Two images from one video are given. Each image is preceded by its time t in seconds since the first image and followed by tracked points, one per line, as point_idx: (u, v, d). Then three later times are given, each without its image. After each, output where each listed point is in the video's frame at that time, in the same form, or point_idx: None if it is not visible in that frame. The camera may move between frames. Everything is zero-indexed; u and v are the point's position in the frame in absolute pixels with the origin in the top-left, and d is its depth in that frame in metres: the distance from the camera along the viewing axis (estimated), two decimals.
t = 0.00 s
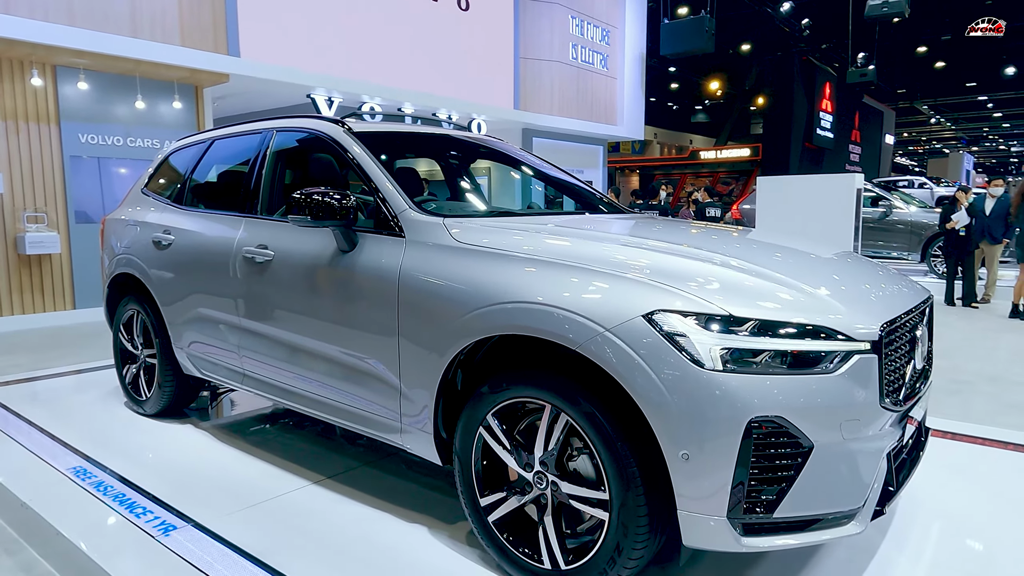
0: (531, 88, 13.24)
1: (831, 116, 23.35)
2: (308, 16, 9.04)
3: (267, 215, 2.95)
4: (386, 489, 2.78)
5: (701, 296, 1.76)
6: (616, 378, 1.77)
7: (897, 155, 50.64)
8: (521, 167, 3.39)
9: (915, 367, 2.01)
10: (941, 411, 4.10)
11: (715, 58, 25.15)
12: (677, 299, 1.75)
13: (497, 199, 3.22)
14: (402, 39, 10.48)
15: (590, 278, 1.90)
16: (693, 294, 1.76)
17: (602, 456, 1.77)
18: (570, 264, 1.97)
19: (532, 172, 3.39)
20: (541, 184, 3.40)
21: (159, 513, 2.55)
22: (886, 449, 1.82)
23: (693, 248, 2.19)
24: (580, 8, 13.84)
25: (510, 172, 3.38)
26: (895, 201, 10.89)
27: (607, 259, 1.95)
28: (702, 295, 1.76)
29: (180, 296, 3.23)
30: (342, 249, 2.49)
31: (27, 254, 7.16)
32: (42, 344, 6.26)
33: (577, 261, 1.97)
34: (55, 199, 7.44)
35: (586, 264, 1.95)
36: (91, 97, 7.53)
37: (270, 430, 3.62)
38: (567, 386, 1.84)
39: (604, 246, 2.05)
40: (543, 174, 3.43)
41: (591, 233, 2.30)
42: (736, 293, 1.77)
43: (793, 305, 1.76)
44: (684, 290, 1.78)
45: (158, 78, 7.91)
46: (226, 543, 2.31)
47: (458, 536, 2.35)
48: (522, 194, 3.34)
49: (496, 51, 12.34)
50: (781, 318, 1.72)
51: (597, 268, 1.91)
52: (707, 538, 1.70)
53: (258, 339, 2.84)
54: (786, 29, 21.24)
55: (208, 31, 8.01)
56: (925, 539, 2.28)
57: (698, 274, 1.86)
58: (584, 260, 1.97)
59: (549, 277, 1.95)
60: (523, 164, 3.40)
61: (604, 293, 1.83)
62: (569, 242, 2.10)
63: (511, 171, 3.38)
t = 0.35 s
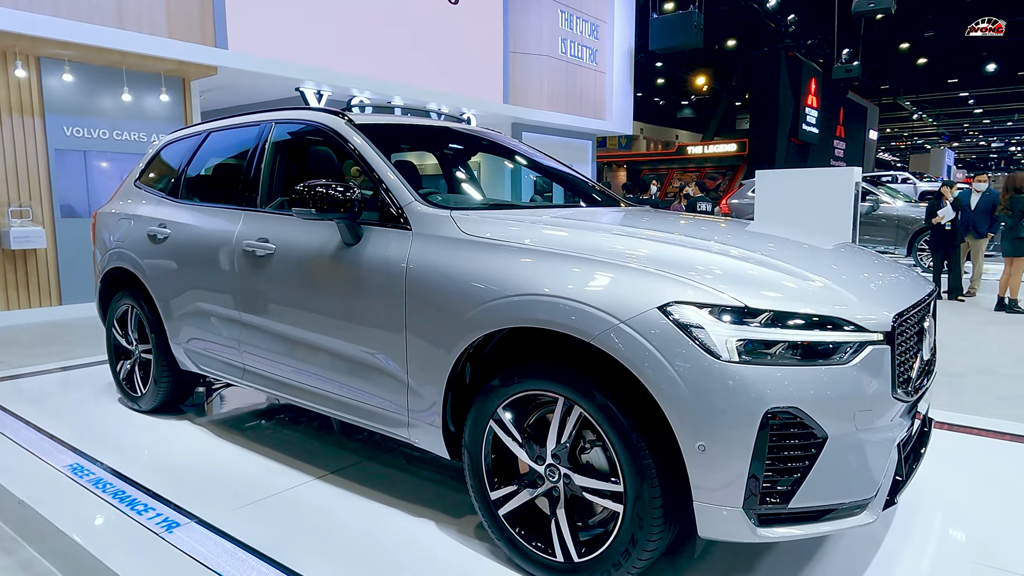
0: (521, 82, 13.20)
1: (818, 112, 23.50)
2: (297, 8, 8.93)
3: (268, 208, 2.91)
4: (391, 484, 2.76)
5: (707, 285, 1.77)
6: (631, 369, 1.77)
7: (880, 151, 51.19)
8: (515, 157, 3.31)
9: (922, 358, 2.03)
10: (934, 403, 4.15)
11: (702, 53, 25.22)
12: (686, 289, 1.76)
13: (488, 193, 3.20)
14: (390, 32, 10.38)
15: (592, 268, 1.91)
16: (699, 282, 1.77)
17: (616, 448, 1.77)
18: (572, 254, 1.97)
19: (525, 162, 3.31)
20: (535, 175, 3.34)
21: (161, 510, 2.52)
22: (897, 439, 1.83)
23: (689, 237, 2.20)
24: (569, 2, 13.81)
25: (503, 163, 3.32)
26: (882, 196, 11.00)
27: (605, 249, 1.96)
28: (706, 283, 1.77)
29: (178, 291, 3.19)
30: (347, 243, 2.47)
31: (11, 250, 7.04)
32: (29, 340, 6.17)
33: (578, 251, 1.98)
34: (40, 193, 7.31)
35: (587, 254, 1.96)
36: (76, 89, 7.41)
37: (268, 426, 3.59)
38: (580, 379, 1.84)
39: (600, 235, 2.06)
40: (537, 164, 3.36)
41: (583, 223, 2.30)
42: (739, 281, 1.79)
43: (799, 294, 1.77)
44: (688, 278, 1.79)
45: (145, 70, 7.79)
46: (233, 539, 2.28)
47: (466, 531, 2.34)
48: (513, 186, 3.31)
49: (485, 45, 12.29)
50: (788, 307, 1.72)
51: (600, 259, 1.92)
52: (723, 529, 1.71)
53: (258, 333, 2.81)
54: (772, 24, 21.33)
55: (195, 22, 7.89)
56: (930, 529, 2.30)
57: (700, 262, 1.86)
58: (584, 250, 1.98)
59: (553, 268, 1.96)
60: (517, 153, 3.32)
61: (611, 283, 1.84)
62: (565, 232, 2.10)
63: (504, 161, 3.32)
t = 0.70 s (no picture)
0: (511, 78, 13.18)
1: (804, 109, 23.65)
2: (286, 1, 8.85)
3: (269, 201, 2.89)
4: (393, 478, 2.76)
5: (709, 275, 1.79)
6: (640, 361, 1.78)
7: (864, 149, 51.65)
8: (508, 149, 3.27)
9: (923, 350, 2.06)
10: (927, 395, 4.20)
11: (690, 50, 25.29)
12: (690, 280, 1.78)
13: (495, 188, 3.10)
14: (380, 26, 10.33)
15: (592, 259, 1.93)
16: (701, 272, 1.80)
17: (625, 439, 1.79)
18: (571, 245, 2.00)
19: (519, 153, 3.27)
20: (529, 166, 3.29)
21: (162, 504, 2.50)
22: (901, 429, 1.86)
23: (686, 228, 2.22)
24: None
25: (497, 155, 3.27)
26: (870, 192, 11.10)
27: (604, 240, 1.99)
28: (707, 273, 1.79)
29: (175, 285, 3.17)
30: (350, 236, 2.46)
31: None
32: (17, 337, 6.08)
33: (578, 242, 2.01)
34: (26, 187, 7.20)
35: (590, 246, 1.97)
36: (63, 81, 7.32)
37: (266, 420, 3.57)
38: (590, 370, 1.85)
39: (598, 226, 2.08)
40: (530, 155, 3.33)
41: (579, 215, 2.32)
42: (738, 270, 1.81)
43: (799, 284, 1.80)
44: (690, 269, 1.81)
45: (133, 62, 7.70)
46: (237, 533, 2.28)
47: (471, 524, 2.34)
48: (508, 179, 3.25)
49: (476, 40, 12.25)
50: (790, 297, 1.75)
51: (600, 250, 1.94)
52: (731, 517, 1.74)
53: (259, 327, 2.79)
54: (759, 21, 21.43)
55: (184, 14, 7.78)
56: (929, 519, 2.34)
57: (699, 253, 1.89)
58: (585, 241, 2.00)
59: (554, 259, 1.98)
60: (511, 145, 3.29)
61: (613, 274, 1.86)
62: (561, 223, 2.12)
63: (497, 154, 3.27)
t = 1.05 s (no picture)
0: (502, 74, 13.16)
1: (793, 107, 23.75)
2: None
3: (269, 196, 2.88)
4: (392, 472, 2.76)
5: (707, 268, 1.82)
6: (644, 354, 1.80)
7: (851, 147, 52.08)
8: (501, 143, 3.24)
9: (920, 344, 2.09)
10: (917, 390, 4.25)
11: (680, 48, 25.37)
12: (693, 274, 1.80)
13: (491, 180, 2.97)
14: (371, 21, 10.28)
15: (589, 252, 1.95)
16: (699, 266, 1.82)
17: (629, 430, 1.80)
18: (568, 239, 2.02)
19: (512, 147, 3.26)
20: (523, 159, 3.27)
21: (160, 499, 2.49)
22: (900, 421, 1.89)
23: (681, 222, 2.25)
24: None
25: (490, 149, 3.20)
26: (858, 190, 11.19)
27: (607, 234, 2.00)
28: (706, 266, 1.82)
29: (172, 280, 3.15)
30: (351, 230, 2.46)
31: None
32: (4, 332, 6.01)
33: (581, 236, 2.02)
34: (13, 180, 7.12)
35: (593, 240, 1.99)
36: (51, 74, 7.23)
37: (262, 415, 3.56)
38: (594, 364, 1.86)
39: (593, 220, 2.11)
40: (523, 149, 3.31)
41: (580, 209, 2.33)
42: (733, 263, 1.84)
43: (801, 278, 1.82)
44: (689, 262, 1.84)
45: (122, 55, 7.63)
46: (240, 528, 2.27)
47: (473, 517, 2.35)
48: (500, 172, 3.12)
49: (467, 35, 12.21)
50: (788, 289, 1.77)
51: (603, 244, 1.96)
52: (734, 509, 1.76)
53: (258, 321, 2.79)
54: (748, 19, 21.52)
55: (174, 7, 7.71)
56: (924, 510, 2.38)
57: (695, 246, 1.92)
58: (582, 235, 2.02)
59: (552, 252, 2.00)
60: (504, 139, 3.26)
61: (611, 267, 1.88)
62: (556, 217, 2.15)
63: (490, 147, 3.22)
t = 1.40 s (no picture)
0: (490, 72, 13.14)
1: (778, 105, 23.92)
2: None
3: (263, 194, 2.85)
4: (386, 472, 2.76)
5: (701, 266, 1.83)
6: (643, 353, 1.81)
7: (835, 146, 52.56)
8: (491, 139, 3.18)
9: (911, 342, 2.12)
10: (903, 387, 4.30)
11: (667, 46, 25.46)
12: (691, 275, 1.81)
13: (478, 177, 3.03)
14: (360, 16, 10.21)
15: (582, 251, 1.97)
16: (693, 264, 1.84)
17: (627, 429, 1.82)
18: (561, 238, 2.03)
19: (503, 145, 3.20)
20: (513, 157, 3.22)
21: (152, 500, 2.47)
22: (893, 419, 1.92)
23: (673, 221, 2.27)
24: None
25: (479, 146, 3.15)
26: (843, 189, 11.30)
27: (605, 234, 2.01)
28: (702, 265, 1.84)
29: (164, 279, 3.12)
30: (347, 230, 2.45)
31: None
32: None
33: (579, 236, 2.02)
34: None
35: (591, 240, 2.00)
36: (34, 69, 7.12)
37: (254, 414, 3.53)
38: (593, 363, 1.87)
39: (584, 219, 2.13)
40: (513, 145, 3.26)
41: (576, 209, 2.34)
42: (725, 261, 1.86)
43: (796, 278, 1.84)
44: (684, 261, 1.85)
45: (107, 51, 7.54)
46: (236, 529, 2.26)
47: (469, 517, 2.35)
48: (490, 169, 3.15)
49: (455, 33, 12.18)
50: (782, 287, 1.79)
51: (601, 244, 1.97)
52: (731, 507, 1.78)
53: (252, 321, 2.77)
54: (735, 19, 21.65)
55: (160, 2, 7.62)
56: (915, 506, 2.41)
57: (687, 244, 1.94)
58: (574, 234, 2.04)
59: (545, 251, 2.01)
60: (494, 135, 3.21)
61: (605, 266, 1.90)
62: (546, 216, 2.16)
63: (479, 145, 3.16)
